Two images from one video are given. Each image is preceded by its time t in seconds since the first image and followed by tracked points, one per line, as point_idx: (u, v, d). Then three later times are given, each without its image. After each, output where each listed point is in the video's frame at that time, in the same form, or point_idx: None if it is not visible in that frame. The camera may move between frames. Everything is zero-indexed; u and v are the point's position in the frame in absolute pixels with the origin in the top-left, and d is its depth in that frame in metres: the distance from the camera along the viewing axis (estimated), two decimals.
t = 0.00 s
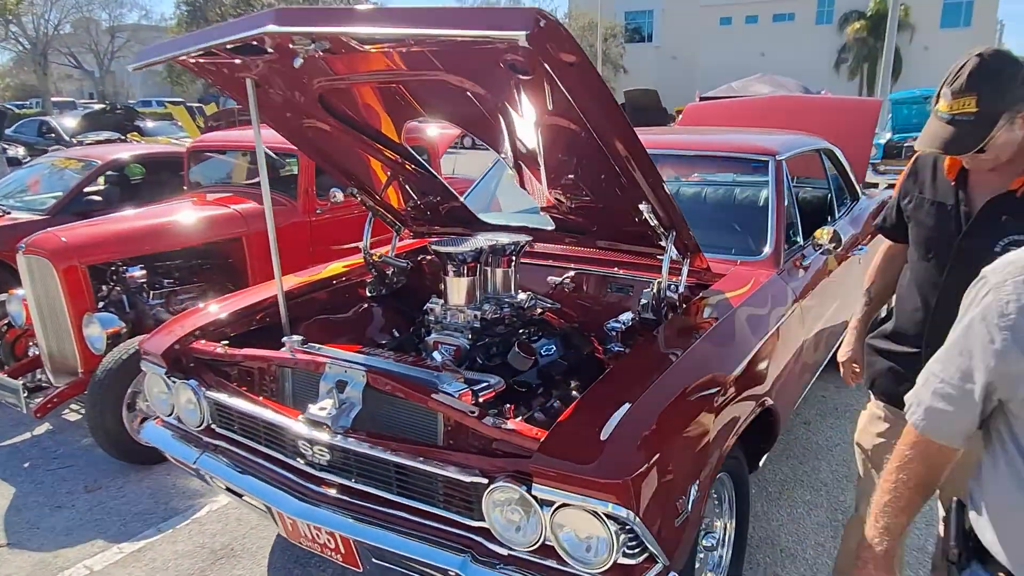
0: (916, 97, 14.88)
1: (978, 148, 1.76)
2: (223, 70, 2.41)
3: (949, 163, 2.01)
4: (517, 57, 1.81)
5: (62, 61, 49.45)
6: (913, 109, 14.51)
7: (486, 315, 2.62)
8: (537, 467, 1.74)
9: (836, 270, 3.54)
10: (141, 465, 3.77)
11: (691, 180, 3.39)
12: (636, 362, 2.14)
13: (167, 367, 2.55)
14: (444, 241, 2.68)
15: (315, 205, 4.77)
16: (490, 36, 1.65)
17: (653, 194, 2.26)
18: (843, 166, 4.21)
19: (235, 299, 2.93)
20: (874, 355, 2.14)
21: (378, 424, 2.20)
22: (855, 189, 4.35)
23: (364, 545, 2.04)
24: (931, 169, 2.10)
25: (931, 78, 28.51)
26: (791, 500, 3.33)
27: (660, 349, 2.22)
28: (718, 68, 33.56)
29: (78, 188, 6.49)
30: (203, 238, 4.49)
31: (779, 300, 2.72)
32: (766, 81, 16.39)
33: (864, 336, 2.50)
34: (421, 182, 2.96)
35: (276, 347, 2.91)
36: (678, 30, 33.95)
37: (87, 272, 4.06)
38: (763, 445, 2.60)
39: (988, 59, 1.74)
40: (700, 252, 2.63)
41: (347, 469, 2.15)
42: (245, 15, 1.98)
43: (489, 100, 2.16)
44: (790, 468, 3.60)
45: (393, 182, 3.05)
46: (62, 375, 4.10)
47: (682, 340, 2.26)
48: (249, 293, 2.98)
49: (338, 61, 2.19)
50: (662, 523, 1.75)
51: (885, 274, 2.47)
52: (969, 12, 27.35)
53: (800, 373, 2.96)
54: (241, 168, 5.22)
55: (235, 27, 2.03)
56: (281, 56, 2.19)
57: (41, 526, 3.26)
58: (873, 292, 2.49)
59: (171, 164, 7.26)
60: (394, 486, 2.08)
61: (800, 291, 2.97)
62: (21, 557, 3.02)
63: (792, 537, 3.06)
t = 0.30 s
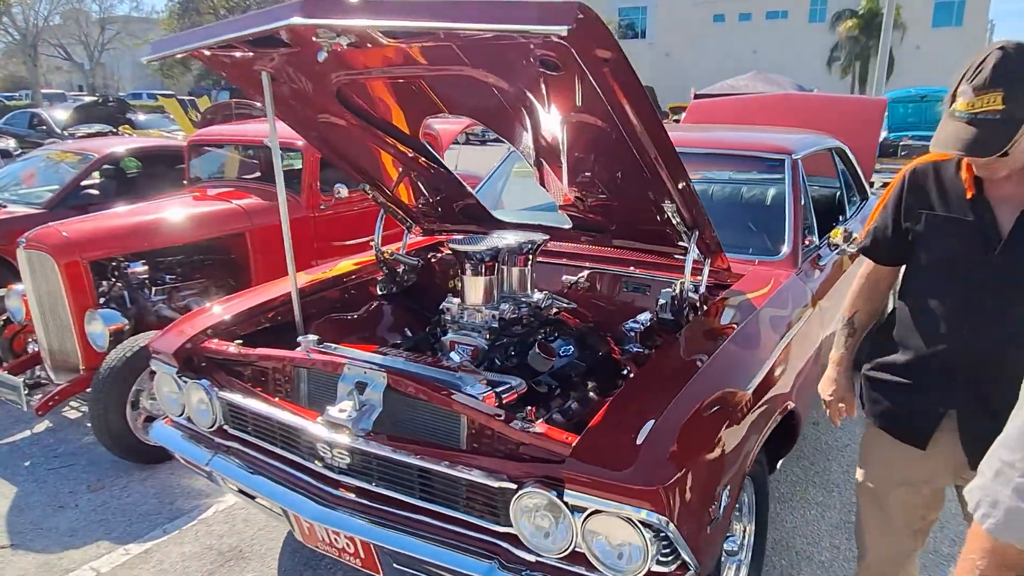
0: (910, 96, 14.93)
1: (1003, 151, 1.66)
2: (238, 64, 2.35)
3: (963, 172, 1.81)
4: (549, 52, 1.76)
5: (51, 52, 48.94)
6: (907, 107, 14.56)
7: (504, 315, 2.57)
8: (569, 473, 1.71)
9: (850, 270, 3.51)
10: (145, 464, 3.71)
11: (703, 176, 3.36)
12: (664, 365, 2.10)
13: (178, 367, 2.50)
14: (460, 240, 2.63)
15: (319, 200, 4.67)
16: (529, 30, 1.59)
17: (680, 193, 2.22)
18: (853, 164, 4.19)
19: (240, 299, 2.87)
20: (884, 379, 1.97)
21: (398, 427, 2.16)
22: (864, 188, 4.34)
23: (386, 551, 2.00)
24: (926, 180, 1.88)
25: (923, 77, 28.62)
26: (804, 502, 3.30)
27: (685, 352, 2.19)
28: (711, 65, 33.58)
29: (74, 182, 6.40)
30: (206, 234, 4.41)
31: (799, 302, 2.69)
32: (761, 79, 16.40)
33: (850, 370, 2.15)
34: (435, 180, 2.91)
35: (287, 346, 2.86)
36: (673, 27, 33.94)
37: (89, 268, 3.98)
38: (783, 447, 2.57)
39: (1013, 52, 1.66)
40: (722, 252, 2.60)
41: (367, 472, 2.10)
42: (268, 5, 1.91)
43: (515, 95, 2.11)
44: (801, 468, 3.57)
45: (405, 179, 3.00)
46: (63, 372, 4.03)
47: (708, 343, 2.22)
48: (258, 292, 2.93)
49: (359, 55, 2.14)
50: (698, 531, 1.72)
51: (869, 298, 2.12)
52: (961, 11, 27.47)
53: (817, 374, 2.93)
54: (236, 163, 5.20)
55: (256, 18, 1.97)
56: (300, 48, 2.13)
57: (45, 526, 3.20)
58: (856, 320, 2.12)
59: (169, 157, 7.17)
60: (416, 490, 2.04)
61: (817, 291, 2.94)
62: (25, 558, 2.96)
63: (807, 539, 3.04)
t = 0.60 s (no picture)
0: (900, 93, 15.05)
1: None
2: (263, 65, 2.32)
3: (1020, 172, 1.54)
4: (592, 52, 1.75)
5: (35, 51, 48.42)
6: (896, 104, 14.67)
7: (530, 317, 2.56)
8: (617, 476, 1.70)
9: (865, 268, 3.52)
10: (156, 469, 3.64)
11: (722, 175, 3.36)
12: (700, 367, 2.10)
13: (202, 372, 2.48)
14: (485, 241, 2.61)
15: (325, 202, 4.59)
16: (583, 31, 1.57)
17: (712, 194, 2.21)
18: (863, 163, 4.20)
19: (252, 306, 2.81)
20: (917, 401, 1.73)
21: (431, 431, 2.14)
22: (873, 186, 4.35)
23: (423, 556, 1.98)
24: (971, 180, 1.60)
25: (909, 75, 28.86)
26: (822, 500, 3.31)
27: (718, 354, 2.19)
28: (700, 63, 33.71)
29: (72, 183, 6.32)
30: (213, 237, 4.35)
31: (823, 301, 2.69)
32: (751, 76, 16.48)
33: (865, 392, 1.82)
34: (454, 183, 2.88)
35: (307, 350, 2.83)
36: (661, 25, 34.04)
37: (96, 271, 3.93)
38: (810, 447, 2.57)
39: None
40: (747, 252, 2.60)
41: (403, 477, 2.08)
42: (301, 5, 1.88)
43: (548, 98, 2.09)
44: (817, 466, 3.58)
45: (423, 181, 2.97)
46: (70, 376, 3.98)
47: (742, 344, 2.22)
48: (276, 296, 2.89)
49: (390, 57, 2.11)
50: (744, 533, 1.72)
51: (891, 313, 1.79)
52: (947, 9, 27.73)
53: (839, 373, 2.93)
54: (226, 163, 5.20)
55: (289, 18, 1.93)
56: (330, 48, 2.10)
57: (58, 534, 3.15)
58: (879, 340, 1.79)
59: (166, 159, 7.10)
60: (453, 495, 2.02)
61: (839, 291, 2.94)
62: (41, 566, 2.91)
63: (828, 538, 3.04)
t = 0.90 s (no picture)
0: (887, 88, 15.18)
1: None
2: (286, 65, 2.29)
3: None
4: (631, 49, 1.73)
5: (16, 57, 47.93)
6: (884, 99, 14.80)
7: (556, 316, 2.54)
8: (666, 474, 1.70)
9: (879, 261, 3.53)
10: (170, 476, 3.59)
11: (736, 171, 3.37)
12: (736, 362, 2.09)
13: (226, 377, 2.44)
14: (509, 240, 2.59)
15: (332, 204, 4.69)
16: (631, 27, 1.55)
17: (742, 188, 2.20)
18: (870, 157, 4.23)
19: (266, 312, 2.75)
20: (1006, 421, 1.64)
21: (465, 432, 2.12)
22: (879, 180, 4.38)
23: (463, 559, 1.96)
24: None
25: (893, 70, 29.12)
26: (841, 494, 3.32)
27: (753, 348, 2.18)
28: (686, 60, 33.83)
29: (68, 188, 6.24)
30: (221, 241, 4.27)
31: (846, 295, 2.70)
32: (738, 73, 16.56)
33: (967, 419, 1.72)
34: (473, 182, 2.86)
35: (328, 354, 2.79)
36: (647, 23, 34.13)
37: (103, 277, 3.86)
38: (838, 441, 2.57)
39: None
40: (772, 247, 2.60)
41: (439, 479, 2.05)
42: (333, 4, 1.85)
43: (582, 95, 2.07)
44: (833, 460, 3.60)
45: (440, 180, 2.94)
46: (78, 383, 3.93)
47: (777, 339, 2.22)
48: (293, 300, 2.84)
49: (419, 57, 2.08)
50: (791, 528, 1.73)
51: (988, 329, 1.70)
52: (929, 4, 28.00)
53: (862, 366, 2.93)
54: (217, 167, 5.18)
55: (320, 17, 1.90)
56: (358, 47, 2.07)
57: (75, 544, 3.10)
58: (973, 358, 1.71)
59: (161, 163, 7.02)
60: (493, 497, 1.99)
61: (858, 285, 2.94)
62: None
63: (850, 531, 3.06)
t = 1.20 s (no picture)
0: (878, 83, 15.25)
1: None
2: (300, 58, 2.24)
3: None
4: (665, 42, 1.70)
5: None
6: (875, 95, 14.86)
7: (576, 315, 2.49)
8: (704, 475, 1.67)
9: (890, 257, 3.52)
10: (174, 480, 3.52)
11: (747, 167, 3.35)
12: (765, 358, 2.05)
13: (240, 379, 2.39)
14: (526, 237, 2.55)
15: (334, 201, 4.70)
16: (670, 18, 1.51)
17: (767, 184, 2.17)
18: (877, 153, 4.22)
19: (276, 313, 2.69)
20: None
21: (488, 433, 2.08)
22: (886, 176, 4.37)
23: (490, 564, 1.92)
24: None
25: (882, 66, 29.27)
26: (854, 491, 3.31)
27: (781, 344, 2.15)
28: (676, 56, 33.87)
29: (61, 186, 6.13)
30: (223, 239, 4.19)
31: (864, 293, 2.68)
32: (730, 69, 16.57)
33: None
34: (486, 180, 2.81)
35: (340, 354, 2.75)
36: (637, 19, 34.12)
37: (104, 277, 3.77)
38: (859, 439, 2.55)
39: None
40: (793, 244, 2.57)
41: (464, 482, 2.01)
42: None
43: (609, 91, 2.03)
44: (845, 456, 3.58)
45: (451, 178, 2.88)
46: (78, 385, 3.86)
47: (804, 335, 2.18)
48: (302, 300, 2.77)
49: (441, 52, 2.03)
50: (828, 529, 1.71)
51: None
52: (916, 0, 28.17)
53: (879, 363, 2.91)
54: (205, 165, 5.14)
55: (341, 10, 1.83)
56: (377, 41, 2.01)
57: (79, 551, 3.04)
58: None
59: (154, 161, 6.91)
60: (520, 500, 1.96)
61: (874, 282, 2.92)
62: None
63: (866, 528, 3.04)
